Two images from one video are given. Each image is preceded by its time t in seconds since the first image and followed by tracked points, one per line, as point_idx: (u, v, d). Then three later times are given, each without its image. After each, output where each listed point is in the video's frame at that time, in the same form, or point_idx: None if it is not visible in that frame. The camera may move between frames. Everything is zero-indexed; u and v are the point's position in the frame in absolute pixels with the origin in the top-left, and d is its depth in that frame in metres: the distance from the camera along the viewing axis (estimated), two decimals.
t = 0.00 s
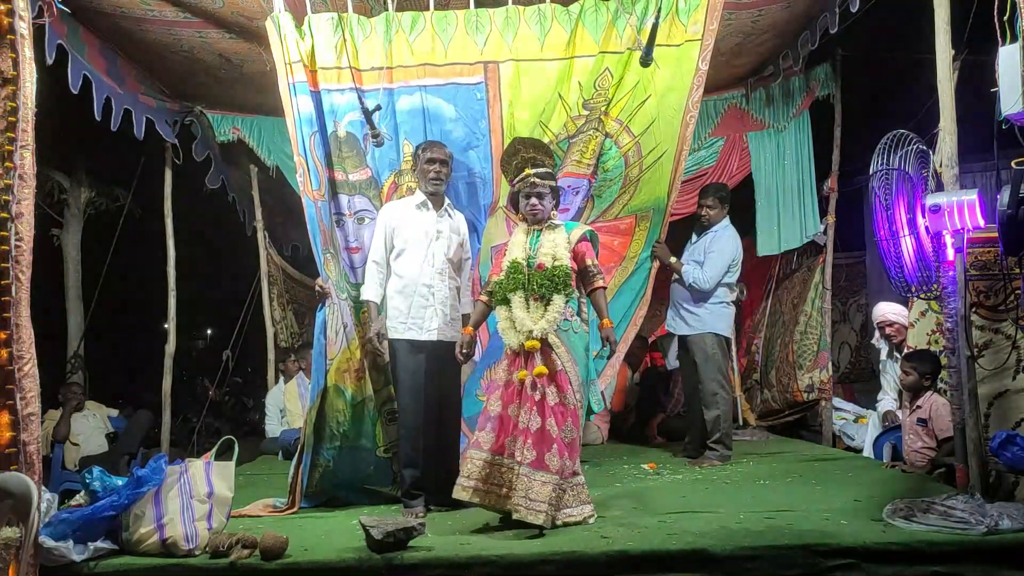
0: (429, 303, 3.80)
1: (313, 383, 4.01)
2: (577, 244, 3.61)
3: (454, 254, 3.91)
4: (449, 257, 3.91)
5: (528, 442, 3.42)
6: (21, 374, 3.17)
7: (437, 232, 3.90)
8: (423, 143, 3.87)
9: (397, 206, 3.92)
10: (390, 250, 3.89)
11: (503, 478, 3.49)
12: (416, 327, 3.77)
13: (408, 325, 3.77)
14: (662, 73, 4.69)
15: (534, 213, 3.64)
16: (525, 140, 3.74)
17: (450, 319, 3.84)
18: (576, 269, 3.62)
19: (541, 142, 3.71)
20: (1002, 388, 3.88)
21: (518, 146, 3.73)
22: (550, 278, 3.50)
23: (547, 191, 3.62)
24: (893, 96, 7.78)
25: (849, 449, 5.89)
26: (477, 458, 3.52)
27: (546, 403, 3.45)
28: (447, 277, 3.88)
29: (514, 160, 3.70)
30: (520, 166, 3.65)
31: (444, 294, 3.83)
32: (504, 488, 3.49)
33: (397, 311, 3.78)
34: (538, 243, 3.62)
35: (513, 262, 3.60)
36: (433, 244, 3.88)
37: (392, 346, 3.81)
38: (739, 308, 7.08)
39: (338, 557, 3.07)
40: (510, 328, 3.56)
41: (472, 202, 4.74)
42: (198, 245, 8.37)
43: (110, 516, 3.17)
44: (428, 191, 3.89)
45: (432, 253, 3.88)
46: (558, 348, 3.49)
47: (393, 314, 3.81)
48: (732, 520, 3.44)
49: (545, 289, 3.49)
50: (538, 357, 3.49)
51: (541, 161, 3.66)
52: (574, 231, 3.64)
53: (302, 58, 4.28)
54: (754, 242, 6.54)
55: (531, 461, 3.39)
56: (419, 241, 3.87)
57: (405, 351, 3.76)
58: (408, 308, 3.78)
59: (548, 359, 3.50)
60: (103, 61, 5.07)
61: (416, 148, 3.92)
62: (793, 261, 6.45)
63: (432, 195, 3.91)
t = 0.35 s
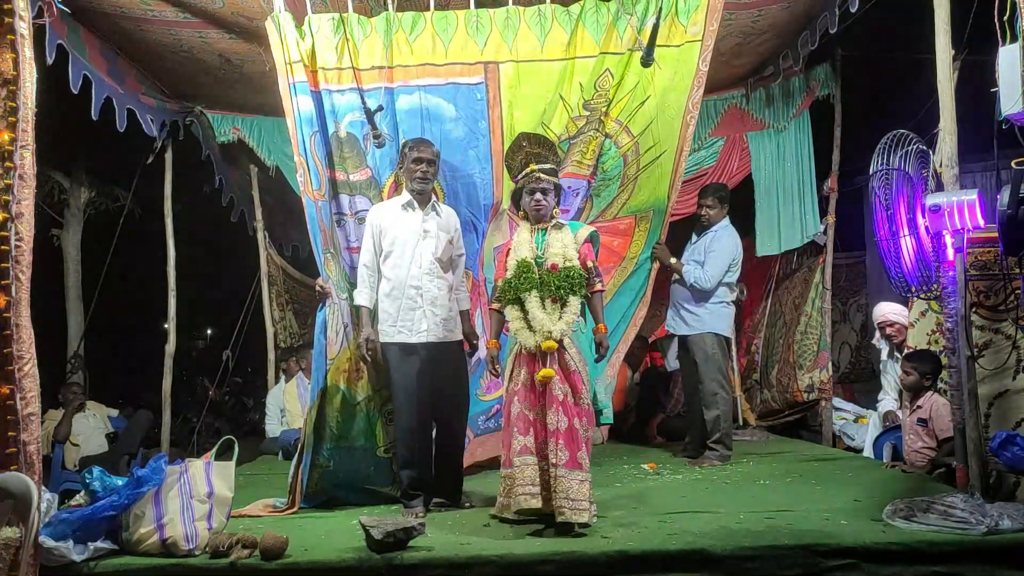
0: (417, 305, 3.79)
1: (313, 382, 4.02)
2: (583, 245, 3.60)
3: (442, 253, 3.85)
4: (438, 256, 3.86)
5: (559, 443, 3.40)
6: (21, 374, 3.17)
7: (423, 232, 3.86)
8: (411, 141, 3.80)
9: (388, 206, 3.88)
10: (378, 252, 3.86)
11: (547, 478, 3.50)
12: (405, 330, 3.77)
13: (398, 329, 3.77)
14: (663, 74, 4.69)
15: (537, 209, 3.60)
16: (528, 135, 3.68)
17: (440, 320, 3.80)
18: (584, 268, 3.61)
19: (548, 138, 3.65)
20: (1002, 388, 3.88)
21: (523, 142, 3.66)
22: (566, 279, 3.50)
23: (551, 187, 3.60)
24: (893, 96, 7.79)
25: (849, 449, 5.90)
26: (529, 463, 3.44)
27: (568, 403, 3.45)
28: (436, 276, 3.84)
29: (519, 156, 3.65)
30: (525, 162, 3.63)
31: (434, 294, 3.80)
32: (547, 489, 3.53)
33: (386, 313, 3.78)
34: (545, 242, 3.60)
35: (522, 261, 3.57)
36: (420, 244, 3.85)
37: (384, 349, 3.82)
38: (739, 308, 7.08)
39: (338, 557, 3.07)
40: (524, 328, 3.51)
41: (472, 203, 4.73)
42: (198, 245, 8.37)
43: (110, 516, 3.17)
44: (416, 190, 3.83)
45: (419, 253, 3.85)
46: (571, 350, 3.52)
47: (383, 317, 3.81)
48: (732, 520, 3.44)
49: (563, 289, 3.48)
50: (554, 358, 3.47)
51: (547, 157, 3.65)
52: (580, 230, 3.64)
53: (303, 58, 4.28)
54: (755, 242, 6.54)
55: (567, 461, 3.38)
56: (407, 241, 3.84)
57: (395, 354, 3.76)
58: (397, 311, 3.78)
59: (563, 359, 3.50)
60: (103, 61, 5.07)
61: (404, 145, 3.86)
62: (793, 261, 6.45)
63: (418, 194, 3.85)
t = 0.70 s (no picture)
0: (418, 304, 3.77)
1: (314, 382, 4.02)
2: (574, 245, 3.58)
3: (443, 251, 3.83)
4: (439, 254, 3.84)
5: (559, 443, 3.42)
6: (21, 374, 3.17)
7: (424, 230, 3.86)
8: (409, 139, 3.81)
9: (388, 206, 3.90)
10: (380, 251, 3.87)
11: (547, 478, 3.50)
12: (407, 330, 3.75)
13: (399, 328, 3.76)
14: (663, 75, 4.69)
15: (530, 207, 3.60)
16: (527, 132, 3.61)
17: (442, 319, 3.77)
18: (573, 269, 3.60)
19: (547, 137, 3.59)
20: (1002, 388, 3.88)
21: (520, 138, 3.60)
22: (555, 280, 3.49)
23: (546, 185, 3.60)
24: (892, 96, 7.79)
25: (849, 449, 5.91)
26: (528, 465, 3.44)
27: (563, 402, 3.48)
28: (437, 274, 3.82)
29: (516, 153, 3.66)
30: (520, 159, 3.58)
31: (435, 293, 3.78)
32: (547, 489, 3.52)
33: (389, 313, 3.78)
34: (536, 241, 3.59)
35: (512, 260, 3.56)
36: (421, 243, 3.84)
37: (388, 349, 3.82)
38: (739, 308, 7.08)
39: (338, 558, 3.07)
40: (514, 328, 3.52)
41: (472, 202, 4.74)
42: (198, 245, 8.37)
43: (110, 516, 3.17)
44: (415, 188, 3.84)
45: (420, 252, 3.84)
46: (562, 351, 3.49)
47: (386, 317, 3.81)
48: (732, 520, 3.44)
49: (550, 291, 3.48)
50: (545, 360, 3.47)
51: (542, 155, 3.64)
52: (571, 230, 3.61)
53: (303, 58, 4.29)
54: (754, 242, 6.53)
55: (568, 460, 3.41)
56: (409, 239, 3.84)
57: (396, 354, 3.76)
58: (398, 310, 3.77)
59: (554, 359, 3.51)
60: (103, 61, 5.07)
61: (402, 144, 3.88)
62: (793, 261, 6.44)
63: (417, 192, 3.86)
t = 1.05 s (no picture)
0: (429, 304, 3.76)
1: (313, 382, 4.02)
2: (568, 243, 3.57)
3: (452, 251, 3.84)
4: (448, 253, 3.85)
5: (536, 443, 3.41)
6: (21, 374, 3.17)
7: (431, 230, 3.85)
8: (411, 138, 3.82)
9: (392, 205, 3.89)
10: (387, 251, 3.87)
11: (524, 479, 3.52)
12: (418, 329, 3.74)
13: (410, 328, 3.75)
14: (664, 76, 4.69)
15: (524, 209, 3.60)
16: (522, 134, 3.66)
17: (453, 318, 3.77)
18: (563, 264, 3.64)
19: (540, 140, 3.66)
20: (1002, 388, 3.88)
21: (514, 141, 3.65)
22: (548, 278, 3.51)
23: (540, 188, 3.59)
24: (892, 96, 7.79)
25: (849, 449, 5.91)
26: (497, 463, 3.50)
27: (550, 403, 3.46)
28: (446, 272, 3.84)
29: (510, 156, 3.66)
30: (515, 162, 3.64)
31: (446, 293, 3.78)
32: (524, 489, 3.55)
33: (398, 313, 3.77)
34: (529, 240, 3.58)
35: (505, 260, 3.57)
36: (430, 242, 3.84)
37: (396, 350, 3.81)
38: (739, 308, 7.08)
39: (338, 558, 3.07)
40: (506, 325, 3.53)
41: (472, 203, 4.74)
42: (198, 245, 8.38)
43: (110, 516, 3.17)
44: (419, 188, 3.85)
45: (429, 251, 3.84)
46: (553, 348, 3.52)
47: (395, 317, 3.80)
48: (732, 520, 3.44)
49: (544, 289, 3.52)
50: (536, 357, 3.49)
51: (538, 157, 3.63)
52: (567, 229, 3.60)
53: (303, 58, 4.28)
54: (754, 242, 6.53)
55: (542, 461, 3.40)
56: (418, 239, 3.84)
57: (406, 355, 3.75)
58: (409, 311, 3.76)
59: (546, 358, 3.51)
60: (103, 62, 5.07)
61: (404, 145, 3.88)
62: (793, 261, 6.44)
63: (422, 192, 3.86)
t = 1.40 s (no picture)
0: (437, 304, 3.75)
1: (314, 382, 4.01)
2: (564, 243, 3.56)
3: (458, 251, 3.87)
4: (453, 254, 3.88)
5: (530, 442, 3.42)
6: (21, 374, 3.17)
7: (436, 231, 3.85)
8: (410, 138, 3.82)
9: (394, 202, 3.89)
10: (389, 250, 3.84)
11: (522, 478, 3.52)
12: (426, 330, 3.73)
13: (418, 329, 3.73)
14: (666, 77, 4.69)
15: (520, 208, 3.60)
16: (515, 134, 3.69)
17: (459, 319, 3.79)
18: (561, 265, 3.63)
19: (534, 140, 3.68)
20: (1001, 389, 3.89)
21: (507, 141, 3.67)
22: (543, 278, 3.49)
23: (534, 187, 3.59)
24: (893, 96, 7.80)
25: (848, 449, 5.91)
26: (496, 463, 3.50)
27: (545, 403, 3.46)
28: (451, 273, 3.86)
29: (504, 156, 3.68)
30: (509, 162, 3.65)
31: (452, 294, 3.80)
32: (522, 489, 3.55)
33: (401, 313, 3.74)
34: (526, 240, 3.58)
35: (502, 260, 3.58)
36: (435, 243, 3.85)
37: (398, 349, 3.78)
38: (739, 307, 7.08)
39: (338, 558, 3.07)
40: (503, 325, 3.55)
41: (472, 202, 4.73)
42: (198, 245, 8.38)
43: (110, 516, 3.17)
44: (420, 186, 3.83)
45: (435, 251, 3.84)
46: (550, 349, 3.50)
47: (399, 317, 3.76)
48: (732, 520, 3.44)
49: (539, 290, 3.48)
50: (532, 357, 3.48)
51: (534, 157, 3.63)
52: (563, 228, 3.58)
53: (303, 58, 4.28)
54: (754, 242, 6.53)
55: (535, 461, 3.41)
56: (422, 238, 3.83)
57: (410, 354, 3.73)
58: (416, 311, 3.74)
59: (542, 358, 3.50)
60: (103, 62, 5.07)
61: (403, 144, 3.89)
62: (793, 261, 6.44)
63: (423, 190, 3.85)
